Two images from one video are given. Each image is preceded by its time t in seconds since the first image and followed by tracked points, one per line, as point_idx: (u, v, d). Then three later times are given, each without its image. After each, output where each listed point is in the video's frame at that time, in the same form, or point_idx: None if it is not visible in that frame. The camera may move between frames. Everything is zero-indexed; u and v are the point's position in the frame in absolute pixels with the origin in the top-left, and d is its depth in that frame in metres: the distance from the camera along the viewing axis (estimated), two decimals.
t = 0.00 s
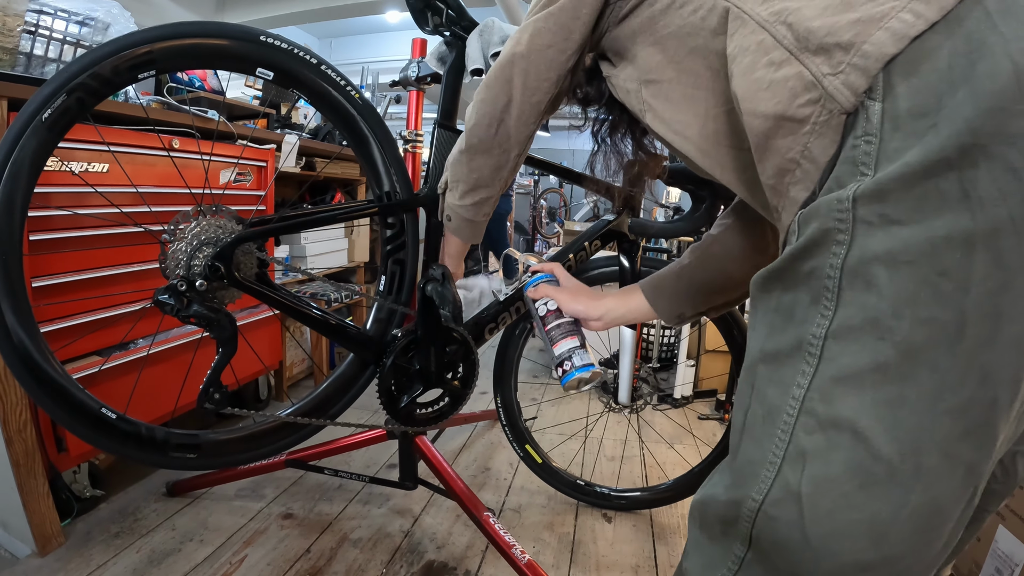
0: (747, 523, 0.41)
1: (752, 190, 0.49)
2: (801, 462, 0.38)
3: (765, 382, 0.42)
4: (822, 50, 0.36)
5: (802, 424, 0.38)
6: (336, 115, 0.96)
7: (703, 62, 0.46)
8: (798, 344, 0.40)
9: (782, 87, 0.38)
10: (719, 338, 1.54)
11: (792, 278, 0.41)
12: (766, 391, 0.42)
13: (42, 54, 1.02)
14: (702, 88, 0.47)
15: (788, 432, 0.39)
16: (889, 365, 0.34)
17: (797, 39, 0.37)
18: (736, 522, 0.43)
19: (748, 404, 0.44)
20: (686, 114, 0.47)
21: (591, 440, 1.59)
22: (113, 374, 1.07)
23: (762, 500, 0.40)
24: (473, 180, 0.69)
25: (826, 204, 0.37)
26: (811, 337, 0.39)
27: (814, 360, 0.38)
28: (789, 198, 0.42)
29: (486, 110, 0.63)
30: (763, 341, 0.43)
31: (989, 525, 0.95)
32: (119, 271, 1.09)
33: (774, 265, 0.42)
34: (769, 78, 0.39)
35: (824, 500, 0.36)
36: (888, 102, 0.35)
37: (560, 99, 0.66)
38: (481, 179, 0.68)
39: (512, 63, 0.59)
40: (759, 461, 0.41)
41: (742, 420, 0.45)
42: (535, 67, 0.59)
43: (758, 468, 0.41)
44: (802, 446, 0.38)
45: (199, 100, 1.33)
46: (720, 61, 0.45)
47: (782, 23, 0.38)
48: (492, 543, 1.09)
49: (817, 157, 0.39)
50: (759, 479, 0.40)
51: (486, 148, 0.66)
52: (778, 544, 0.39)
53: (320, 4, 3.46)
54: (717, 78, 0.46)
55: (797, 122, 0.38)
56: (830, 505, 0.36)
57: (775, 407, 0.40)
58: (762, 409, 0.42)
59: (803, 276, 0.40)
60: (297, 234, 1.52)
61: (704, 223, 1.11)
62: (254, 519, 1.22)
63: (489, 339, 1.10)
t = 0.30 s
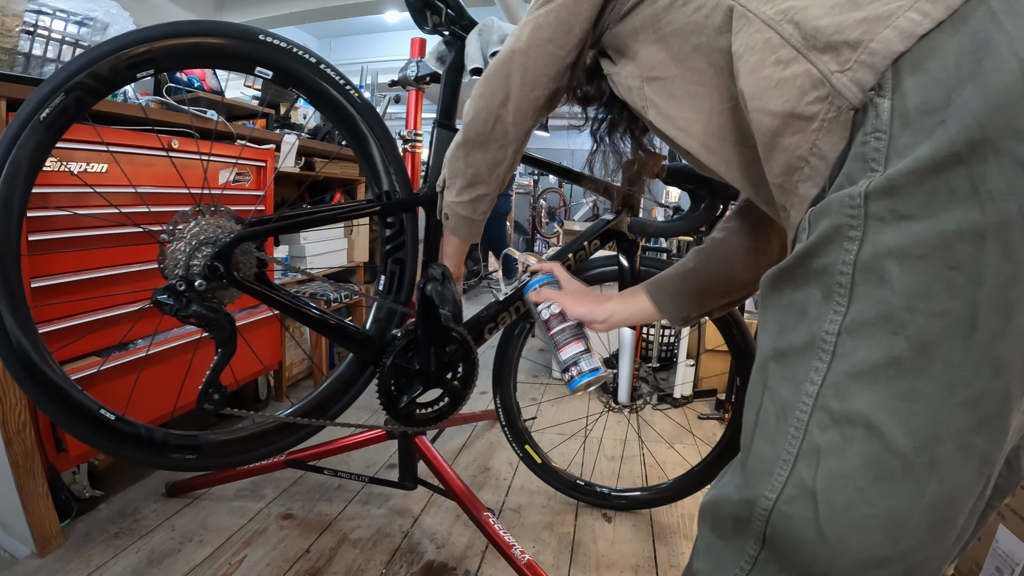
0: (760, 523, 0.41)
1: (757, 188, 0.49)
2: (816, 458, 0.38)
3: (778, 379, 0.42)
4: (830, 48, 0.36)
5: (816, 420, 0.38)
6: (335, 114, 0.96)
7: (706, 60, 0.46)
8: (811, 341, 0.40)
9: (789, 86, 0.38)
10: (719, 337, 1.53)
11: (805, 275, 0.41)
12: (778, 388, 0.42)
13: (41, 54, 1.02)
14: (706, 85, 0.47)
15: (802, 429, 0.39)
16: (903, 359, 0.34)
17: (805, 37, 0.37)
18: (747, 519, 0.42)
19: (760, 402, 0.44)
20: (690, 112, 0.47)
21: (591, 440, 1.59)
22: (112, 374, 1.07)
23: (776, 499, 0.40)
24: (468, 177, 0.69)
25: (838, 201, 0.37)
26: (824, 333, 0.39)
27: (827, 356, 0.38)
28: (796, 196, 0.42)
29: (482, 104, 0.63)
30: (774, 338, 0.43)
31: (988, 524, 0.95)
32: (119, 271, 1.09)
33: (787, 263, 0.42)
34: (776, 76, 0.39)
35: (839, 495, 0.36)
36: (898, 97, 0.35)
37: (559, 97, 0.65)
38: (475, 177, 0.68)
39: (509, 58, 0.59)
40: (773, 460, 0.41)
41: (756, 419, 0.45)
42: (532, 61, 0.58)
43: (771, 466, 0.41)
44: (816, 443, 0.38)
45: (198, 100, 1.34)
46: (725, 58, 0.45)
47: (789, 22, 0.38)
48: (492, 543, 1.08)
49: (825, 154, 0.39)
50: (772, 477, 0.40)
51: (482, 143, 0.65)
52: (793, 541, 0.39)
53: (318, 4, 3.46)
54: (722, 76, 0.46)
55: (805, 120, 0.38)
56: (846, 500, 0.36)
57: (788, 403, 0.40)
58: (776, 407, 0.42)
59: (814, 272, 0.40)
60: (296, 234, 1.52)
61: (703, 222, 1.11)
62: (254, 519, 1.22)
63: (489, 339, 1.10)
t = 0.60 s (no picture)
0: (763, 520, 0.41)
1: (758, 184, 0.48)
2: (819, 454, 0.38)
3: (781, 376, 0.42)
4: (830, 44, 0.36)
5: (819, 415, 0.38)
6: (332, 114, 0.96)
7: (708, 57, 0.46)
8: (814, 336, 0.39)
9: (790, 82, 0.38)
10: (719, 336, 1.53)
11: (808, 270, 0.41)
12: (781, 385, 0.41)
13: (39, 55, 1.02)
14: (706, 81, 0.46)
15: (805, 425, 0.38)
16: (906, 353, 0.34)
17: (806, 34, 0.37)
18: (751, 516, 0.42)
19: (762, 398, 0.44)
20: (690, 110, 0.47)
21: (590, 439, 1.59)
22: (111, 375, 1.07)
23: (779, 496, 0.40)
24: (465, 177, 0.68)
25: (840, 196, 0.37)
26: (827, 328, 0.38)
27: (830, 351, 0.38)
28: (798, 191, 0.41)
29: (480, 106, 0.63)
30: (778, 334, 0.43)
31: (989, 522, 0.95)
32: (117, 272, 1.09)
33: (791, 258, 0.42)
34: (777, 72, 0.39)
35: (844, 489, 0.36)
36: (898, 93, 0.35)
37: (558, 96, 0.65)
38: (473, 177, 0.68)
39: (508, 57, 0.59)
40: (776, 456, 0.41)
41: (759, 415, 0.45)
42: (531, 60, 0.58)
43: (775, 463, 0.41)
44: (819, 438, 0.38)
45: (195, 100, 1.34)
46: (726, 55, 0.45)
47: (790, 19, 0.38)
48: (491, 543, 1.08)
49: (827, 149, 0.38)
50: (776, 473, 0.40)
51: (481, 142, 0.65)
52: (796, 537, 0.39)
53: (316, 5, 3.46)
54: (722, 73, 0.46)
55: (805, 116, 0.38)
56: (851, 495, 0.36)
57: (791, 399, 0.40)
58: (779, 403, 0.42)
59: (817, 267, 0.40)
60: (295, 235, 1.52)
61: (702, 220, 1.10)
62: (253, 520, 1.22)
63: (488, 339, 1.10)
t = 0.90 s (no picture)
0: (763, 522, 0.41)
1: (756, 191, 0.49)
2: (818, 457, 0.38)
3: (781, 380, 0.42)
4: (828, 54, 0.36)
5: (818, 418, 0.38)
6: (333, 117, 0.96)
7: (708, 64, 0.46)
8: (813, 341, 0.40)
9: (789, 91, 0.38)
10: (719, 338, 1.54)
11: (807, 277, 0.41)
12: (781, 389, 0.42)
13: (40, 59, 1.02)
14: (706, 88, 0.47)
15: (803, 429, 0.39)
16: (903, 357, 0.34)
17: (803, 43, 0.37)
18: (752, 520, 0.43)
19: (762, 403, 0.44)
20: (688, 118, 0.47)
21: (591, 441, 1.59)
22: (113, 379, 1.07)
23: (779, 498, 0.40)
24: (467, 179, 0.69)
25: (838, 204, 0.37)
26: (825, 333, 0.39)
27: (828, 356, 0.38)
28: (796, 198, 0.42)
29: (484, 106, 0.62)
30: (778, 339, 0.44)
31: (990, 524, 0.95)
32: (119, 275, 1.09)
33: (790, 265, 0.42)
34: (776, 81, 0.39)
35: (842, 490, 0.36)
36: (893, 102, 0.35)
37: (562, 94, 0.64)
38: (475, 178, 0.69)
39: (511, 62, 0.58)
40: (775, 460, 0.41)
41: (758, 419, 0.45)
42: (534, 65, 0.57)
43: (774, 465, 0.41)
44: (817, 441, 0.38)
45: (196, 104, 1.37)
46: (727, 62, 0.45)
47: (789, 29, 0.38)
48: (492, 545, 1.08)
49: (824, 157, 0.39)
50: (776, 477, 0.41)
51: (483, 145, 0.65)
52: (796, 539, 0.39)
53: (316, 8, 3.46)
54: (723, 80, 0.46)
55: (803, 124, 0.38)
56: (849, 496, 0.36)
57: (790, 403, 0.40)
58: (778, 407, 0.42)
59: (816, 273, 0.40)
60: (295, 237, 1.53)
61: (701, 223, 1.10)
62: (254, 523, 1.22)
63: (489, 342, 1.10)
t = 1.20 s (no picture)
0: (755, 513, 0.41)
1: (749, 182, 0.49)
2: (807, 446, 0.38)
3: (770, 371, 0.42)
4: (813, 48, 0.36)
5: (806, 409, 0.38)
6: (330, 116, 0.96)
7: (698, 60, 0.46)
8: (801, 334, 0.40)
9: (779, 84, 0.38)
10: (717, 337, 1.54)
11: (794, 270, 0.41)
12: (771, 381, 0.42)
13: (38, 59, 1.03)
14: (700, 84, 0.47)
15: (793, 419, 0.39)
16: (888, 344, 0.35)
17: (791, 37, 0.37)
18: (745, 511, 0.42)
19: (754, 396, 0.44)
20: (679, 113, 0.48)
21: (590, 441, 1.59)
22: (110, 378, 1.07)
23: (769, 489, 0.40)
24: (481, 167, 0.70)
25: (822, 197, 0.37)
26: (813, 325, 0.39)
27: (815, 348, 0.38)
28: (785, 187, 0.42)
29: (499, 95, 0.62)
30: (768, 332, 0.44)
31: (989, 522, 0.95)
32: (117, 275, 1.09)
33: (778, 258, 0.42)
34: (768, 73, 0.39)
35: (833, 479, 0.36)
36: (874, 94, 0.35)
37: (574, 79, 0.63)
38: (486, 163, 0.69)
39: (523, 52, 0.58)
40: (766, 451, 0.41)
41: (749, 411, 0.46)
42: (544, 60, 0.57)
43: (765, 456, 0.41)
44: (806, 431, 0.38)
45: (194, 104, 1.36)
46: (721, 55, 0.45)
47: (779, 23, 0.38)
48: (491, 544, 1.08)
49: (809, 147, 0.39)
50: (766, 468, 0.41)
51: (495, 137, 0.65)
52: (787, 531, 0.39)
53: (315, 8, 3.47)
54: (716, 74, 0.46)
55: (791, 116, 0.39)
56: (840, 486, 0.36)
57: (780, 394, 0.41)
58: (769, 400, 0.42)
59: (803, 265, 0.40)
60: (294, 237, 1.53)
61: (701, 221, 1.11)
62: (252, 523, 1.22)
63: (487, 341, 1.10)
